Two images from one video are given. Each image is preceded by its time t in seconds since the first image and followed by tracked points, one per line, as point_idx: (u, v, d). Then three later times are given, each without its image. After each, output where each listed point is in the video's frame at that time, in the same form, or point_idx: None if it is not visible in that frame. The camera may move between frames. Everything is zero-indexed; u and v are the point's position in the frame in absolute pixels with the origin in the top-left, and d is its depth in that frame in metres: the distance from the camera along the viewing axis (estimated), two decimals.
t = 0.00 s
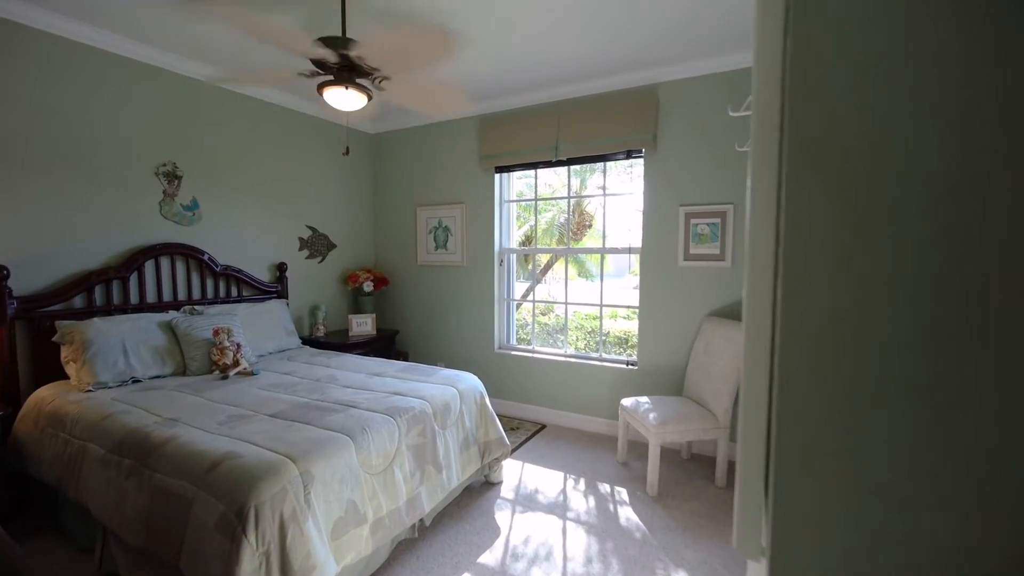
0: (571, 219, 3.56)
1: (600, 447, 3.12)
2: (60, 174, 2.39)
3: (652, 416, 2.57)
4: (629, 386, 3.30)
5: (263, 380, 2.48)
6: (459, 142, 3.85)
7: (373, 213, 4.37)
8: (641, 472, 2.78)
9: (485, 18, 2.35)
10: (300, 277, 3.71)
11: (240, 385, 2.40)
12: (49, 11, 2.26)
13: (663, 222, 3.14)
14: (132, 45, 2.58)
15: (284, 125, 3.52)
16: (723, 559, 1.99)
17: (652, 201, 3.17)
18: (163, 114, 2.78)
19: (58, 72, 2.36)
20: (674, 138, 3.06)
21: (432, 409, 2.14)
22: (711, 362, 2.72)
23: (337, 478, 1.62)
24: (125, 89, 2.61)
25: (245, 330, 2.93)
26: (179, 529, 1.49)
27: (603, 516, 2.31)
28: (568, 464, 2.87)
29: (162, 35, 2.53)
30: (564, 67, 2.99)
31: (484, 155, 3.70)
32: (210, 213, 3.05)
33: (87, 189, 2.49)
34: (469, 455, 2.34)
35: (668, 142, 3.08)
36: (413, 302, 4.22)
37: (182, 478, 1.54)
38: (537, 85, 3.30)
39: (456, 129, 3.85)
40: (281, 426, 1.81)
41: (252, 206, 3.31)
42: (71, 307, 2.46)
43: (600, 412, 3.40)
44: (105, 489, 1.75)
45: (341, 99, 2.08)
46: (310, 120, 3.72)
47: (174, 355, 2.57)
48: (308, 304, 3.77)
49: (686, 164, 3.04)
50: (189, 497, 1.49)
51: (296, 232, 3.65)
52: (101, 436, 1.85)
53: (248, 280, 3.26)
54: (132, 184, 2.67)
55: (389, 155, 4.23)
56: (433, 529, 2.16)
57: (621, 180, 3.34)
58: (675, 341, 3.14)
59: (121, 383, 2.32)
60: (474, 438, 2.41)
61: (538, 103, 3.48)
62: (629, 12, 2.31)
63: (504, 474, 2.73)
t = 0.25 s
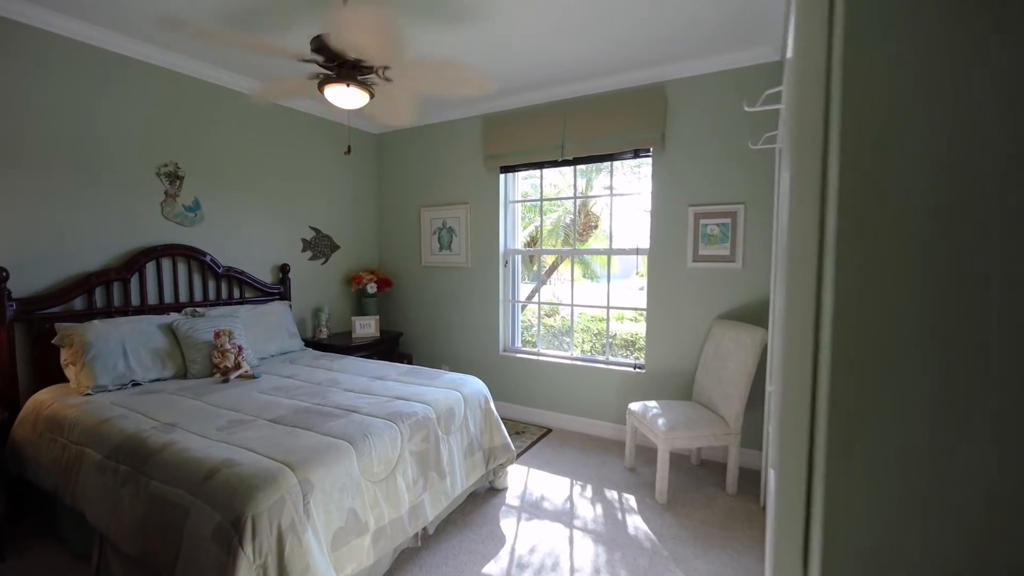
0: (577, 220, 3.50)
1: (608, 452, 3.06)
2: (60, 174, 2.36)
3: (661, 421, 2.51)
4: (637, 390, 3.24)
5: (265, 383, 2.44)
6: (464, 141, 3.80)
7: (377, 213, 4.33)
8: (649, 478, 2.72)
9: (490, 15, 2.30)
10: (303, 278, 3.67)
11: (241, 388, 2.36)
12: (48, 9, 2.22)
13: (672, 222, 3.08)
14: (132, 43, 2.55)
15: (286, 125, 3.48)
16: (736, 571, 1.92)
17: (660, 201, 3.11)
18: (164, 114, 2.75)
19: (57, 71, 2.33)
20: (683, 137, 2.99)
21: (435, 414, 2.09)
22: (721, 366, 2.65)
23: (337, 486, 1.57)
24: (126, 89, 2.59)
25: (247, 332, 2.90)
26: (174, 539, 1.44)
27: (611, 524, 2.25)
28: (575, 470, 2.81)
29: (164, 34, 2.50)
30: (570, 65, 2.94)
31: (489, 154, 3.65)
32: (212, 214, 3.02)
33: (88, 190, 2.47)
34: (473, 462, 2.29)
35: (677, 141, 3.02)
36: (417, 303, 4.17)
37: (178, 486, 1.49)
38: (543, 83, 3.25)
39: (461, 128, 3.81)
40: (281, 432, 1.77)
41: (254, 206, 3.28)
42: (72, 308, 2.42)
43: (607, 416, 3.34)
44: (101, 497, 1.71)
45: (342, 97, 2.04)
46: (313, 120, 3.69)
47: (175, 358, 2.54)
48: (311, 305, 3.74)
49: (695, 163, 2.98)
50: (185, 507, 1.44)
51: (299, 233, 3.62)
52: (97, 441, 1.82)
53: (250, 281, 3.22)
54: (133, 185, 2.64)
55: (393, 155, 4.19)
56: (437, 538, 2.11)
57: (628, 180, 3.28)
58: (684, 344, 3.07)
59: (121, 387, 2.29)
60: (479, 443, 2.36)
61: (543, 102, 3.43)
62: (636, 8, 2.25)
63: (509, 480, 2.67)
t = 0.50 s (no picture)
0: (583, 221, 3.46)
1: (615, 457, 3.01)
2: (61, 176, 2.34)
3: (669, 426, 2.45)
4: (645, 394, 3.18)
5: (267, 386, 2.41)
6: (468, 142, 3.77)
7: (381, 214, 4.30)
8: (657, 484, 2.66)
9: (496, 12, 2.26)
10: (307, 280, 3.64)
11: (243, 392, 2.33)
12: (50, 9, 2.21)
13: (680, 223, 3.02)
14: (135, 43, 2.53)
15: (290, 125, 3.46)
16: None
17: (668, 202, 3.06)
18: (168, 115, 2.73)
19: (59, 71, 2.31)
20: (692, 136, 2.94)
21: (439, 419, 2.05)
22: (731, 370, 2.59)
23: (339, 494, 1.53)
24: (129, 90, 2.57)
25: (250, 334, 2.87)
26: (173, 548, 1.41)
27: (618, 532, 2.20)
28: (581, 475, 2.77)
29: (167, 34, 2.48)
30: (576, 64, 2.89)
31: (494, 155, 3.61)
32: (215, 215, 3.00)
33: (91, 191, 2.45)
34: (478, 468, 2.24)
35: (685, 141, 2.96)
36: (421, 305, 4.14)
37: (176, 494, 1.46)
38: (549, 83, 3.22)
39: (465, 128, 3.77)
40: (282, 437, 1.73)
41: (258, 207, 3.25)
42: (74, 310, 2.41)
43: (614, 420, 3.28)
44: (100, 503, 1.68)
45: (345, 96, 2.01)
46: (317, 120, 3.66)
47: (177, 361, 2.51)
48: (315, 307, 3.71)
49: (703, 163, 2.92)
50: (183, 515, 1.41)
51: (303, 234, 3.59)
52: (97, 446, 1.79)
53: (253, 283, 3.20)
54: (136, 186, 2.62)
55: (397, 156, 4.16)
56: (441, 546, 2.07)
57: (635, 180, 3.23)
58: (692, 347, 3.02)
59: (122, 390, 2.26)
60: (484, 448, 2.31)
61: (548, 101, 3.39)
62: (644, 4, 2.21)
63: (514, 486, 2.63)
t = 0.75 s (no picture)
0: (590, 222, 3.40)
1: (623, 463, 2.95)
2: (65, 176, 2.33)
3: (680, 431, 2.39)
4: (654, 398, 3.12)
5: (271, 389, 2.38)
6: (475, 142, 3.73)
7: (388, 216, 4.28)
8: (667, 491, 2.60)
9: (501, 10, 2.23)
10: (312, 282, 3.62)
11: (247, 395, 2.30)
12: (53, 9, 2.20)
13: (690, 224, 2.96)
14: (140, 44, 2.53)
15: (295, 126, 3.44)
16: None
17: (678, 202, 3.00)
18: (173, 116, 2.72)
19: (63, 72, 2.31)
20: (702, 135, 2.89)
21: (445, 424, 2.01)
22: (743, 374, 2.53)
23: (341, 502, 1.50)
24: (134, 91, 2.56)
25: (254, 336, 2.85)
26: (172, 556, 1.38)
27: (628, 540, 2.15)
28: (589, 481, 2.71)
29: (171, 34, 2.47)
30: (583, 62, 2.85)
31: (501, 155, 3.57)
32: (220, 216, 2.99)
33: (96, 192, 2.44)
34: (484, 473, 2.20)
35: (695, 140, 2.91)
36: (427, 307, 4.10)
37: (176, 501, 1.43)
38: (556, 82, 3.17)
39: (472, 129, 3.73)
40: (285, 442, 1.70)
41: (263, 209, 3.23)
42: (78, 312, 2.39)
43: (622, 424, 3.23)
44: (101, 508, 1.66)
45: (349, 95, 1.98)
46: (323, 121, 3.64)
47: (181, 363, 2.49)
48: (320, 309, 3.69)
49: (714, 162, 2.86)
50: (183, 523, 1.38)
51: (308, 236, 3.57)
52: (98, 450, 1.77)
53: (258, 285, 3.18)
54: (141, 187, 2.61)
55: (403, 156, 4.13)
56: (446, 554, 2.03)
57: (644, 180, 3.17)
58: (703, 351, 2.96)
59: (125, 393, 2.25)
60: (490, 454, 2.27)
61: (556, 100, 3.35)
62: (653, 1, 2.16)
63: (521, 492, 2.58)
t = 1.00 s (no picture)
0: (598, 222, 3.36)
1: (632, 467, 2.90)
2: (72, 177, 2.33)
3: (690, 436, 2.34)
4: (664, 402, 3.07)
5: (276, 391, 2.37)
6: (482, 142, 3.70)
7: (394, 216, 4.26)
8: (678, 496, 2.55)
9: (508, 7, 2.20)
10: (319, 283, 3.61)
11: (252, 397, 2.28)
12: (58, 10, 2.20)
13: (700, 224, 2.91)
14: (146, 45, 2.53)
15: (302, 127, 3.43)
16: None
17: (688, 202, 2.95)
18: (180, 117, 2.72)
19: (70, 73, 2.31)
20: (713, 134, 2.83)
21: (451, 428, 1.97)
22: (755, 378, 2.48)
23: (346, 508, 1.47)
24: (141, 92, 2.56)
25: (260, 338, 2.84)
26: (175, 562, 1.35)
27: (638, 548, 2.10)
28: (598, 486, 2.67)
29: (177, 35, 2.47)
30: (590, 60, 2.82)
31: (508, 155, 3.54)
32: (227, 217, 2.98)
33: (102, 193, 2.44)
34: (491, 478, 2.16)
35: (706, 139, 2.86)
36: (433, 308, 4.08)
37: (178, 505, 1.41)
38: (564, 81, 3.14)
39: (479, 129, 3.71)
40: (289, 446, 1.67)
41: (270, 210, 3.23)
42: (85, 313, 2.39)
43: (631, 428, 3.18)
44: (105, 512, 1.64)
45: (355, 94, 1.95)
46: (329, 122, 3.63)
47: (187, 364, 2.48)
48: (326, 310, 3.67)
49: (726, 161, 2.81)
50: (186, 528, 1.35)
51: (315, 237, 3.56)
52: (103, 453, 1.75)
53: (265, 286, 3.17)
54: (148, 188, 2.60)
55: (410, 157, 4.12)
56: (453, 560, 1.99)
57: (652, 180, 3.12)
58: (713, 353, 2.90)
59: (132, 394, 2.24)
60: (497, 458, 2.23)
61: (563, 99, 3.31)
62: None
63: (529, 496, 2.54)
